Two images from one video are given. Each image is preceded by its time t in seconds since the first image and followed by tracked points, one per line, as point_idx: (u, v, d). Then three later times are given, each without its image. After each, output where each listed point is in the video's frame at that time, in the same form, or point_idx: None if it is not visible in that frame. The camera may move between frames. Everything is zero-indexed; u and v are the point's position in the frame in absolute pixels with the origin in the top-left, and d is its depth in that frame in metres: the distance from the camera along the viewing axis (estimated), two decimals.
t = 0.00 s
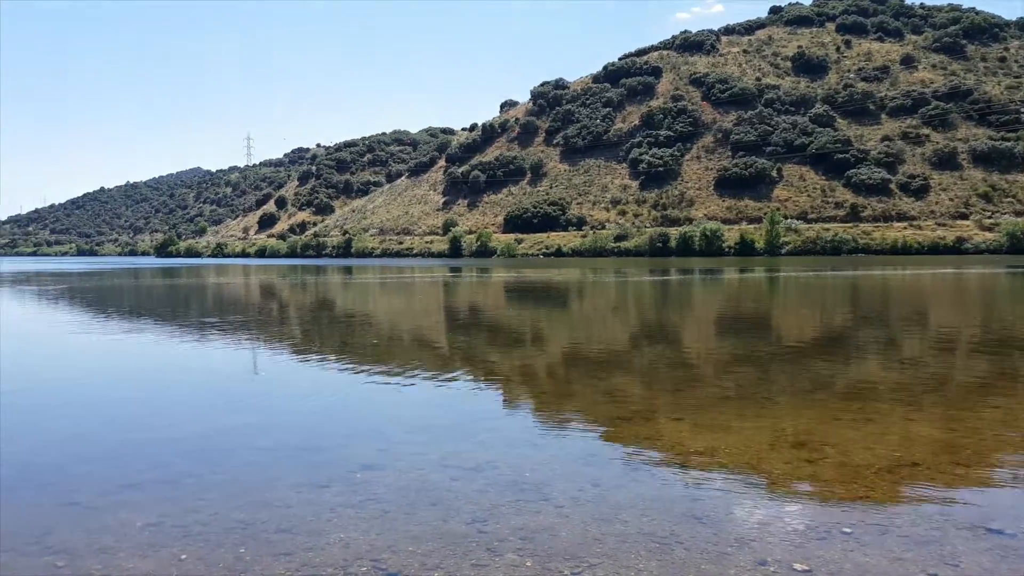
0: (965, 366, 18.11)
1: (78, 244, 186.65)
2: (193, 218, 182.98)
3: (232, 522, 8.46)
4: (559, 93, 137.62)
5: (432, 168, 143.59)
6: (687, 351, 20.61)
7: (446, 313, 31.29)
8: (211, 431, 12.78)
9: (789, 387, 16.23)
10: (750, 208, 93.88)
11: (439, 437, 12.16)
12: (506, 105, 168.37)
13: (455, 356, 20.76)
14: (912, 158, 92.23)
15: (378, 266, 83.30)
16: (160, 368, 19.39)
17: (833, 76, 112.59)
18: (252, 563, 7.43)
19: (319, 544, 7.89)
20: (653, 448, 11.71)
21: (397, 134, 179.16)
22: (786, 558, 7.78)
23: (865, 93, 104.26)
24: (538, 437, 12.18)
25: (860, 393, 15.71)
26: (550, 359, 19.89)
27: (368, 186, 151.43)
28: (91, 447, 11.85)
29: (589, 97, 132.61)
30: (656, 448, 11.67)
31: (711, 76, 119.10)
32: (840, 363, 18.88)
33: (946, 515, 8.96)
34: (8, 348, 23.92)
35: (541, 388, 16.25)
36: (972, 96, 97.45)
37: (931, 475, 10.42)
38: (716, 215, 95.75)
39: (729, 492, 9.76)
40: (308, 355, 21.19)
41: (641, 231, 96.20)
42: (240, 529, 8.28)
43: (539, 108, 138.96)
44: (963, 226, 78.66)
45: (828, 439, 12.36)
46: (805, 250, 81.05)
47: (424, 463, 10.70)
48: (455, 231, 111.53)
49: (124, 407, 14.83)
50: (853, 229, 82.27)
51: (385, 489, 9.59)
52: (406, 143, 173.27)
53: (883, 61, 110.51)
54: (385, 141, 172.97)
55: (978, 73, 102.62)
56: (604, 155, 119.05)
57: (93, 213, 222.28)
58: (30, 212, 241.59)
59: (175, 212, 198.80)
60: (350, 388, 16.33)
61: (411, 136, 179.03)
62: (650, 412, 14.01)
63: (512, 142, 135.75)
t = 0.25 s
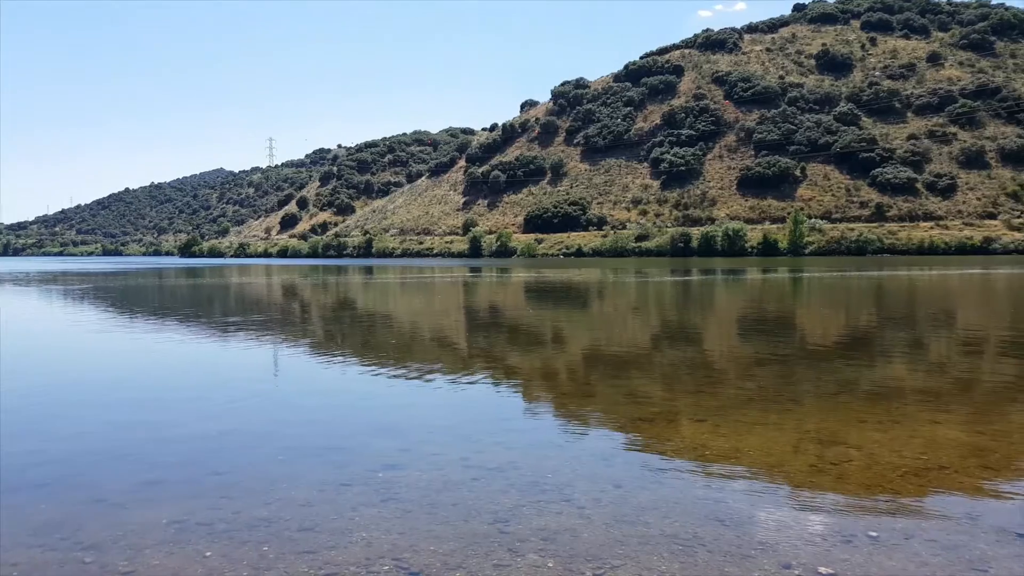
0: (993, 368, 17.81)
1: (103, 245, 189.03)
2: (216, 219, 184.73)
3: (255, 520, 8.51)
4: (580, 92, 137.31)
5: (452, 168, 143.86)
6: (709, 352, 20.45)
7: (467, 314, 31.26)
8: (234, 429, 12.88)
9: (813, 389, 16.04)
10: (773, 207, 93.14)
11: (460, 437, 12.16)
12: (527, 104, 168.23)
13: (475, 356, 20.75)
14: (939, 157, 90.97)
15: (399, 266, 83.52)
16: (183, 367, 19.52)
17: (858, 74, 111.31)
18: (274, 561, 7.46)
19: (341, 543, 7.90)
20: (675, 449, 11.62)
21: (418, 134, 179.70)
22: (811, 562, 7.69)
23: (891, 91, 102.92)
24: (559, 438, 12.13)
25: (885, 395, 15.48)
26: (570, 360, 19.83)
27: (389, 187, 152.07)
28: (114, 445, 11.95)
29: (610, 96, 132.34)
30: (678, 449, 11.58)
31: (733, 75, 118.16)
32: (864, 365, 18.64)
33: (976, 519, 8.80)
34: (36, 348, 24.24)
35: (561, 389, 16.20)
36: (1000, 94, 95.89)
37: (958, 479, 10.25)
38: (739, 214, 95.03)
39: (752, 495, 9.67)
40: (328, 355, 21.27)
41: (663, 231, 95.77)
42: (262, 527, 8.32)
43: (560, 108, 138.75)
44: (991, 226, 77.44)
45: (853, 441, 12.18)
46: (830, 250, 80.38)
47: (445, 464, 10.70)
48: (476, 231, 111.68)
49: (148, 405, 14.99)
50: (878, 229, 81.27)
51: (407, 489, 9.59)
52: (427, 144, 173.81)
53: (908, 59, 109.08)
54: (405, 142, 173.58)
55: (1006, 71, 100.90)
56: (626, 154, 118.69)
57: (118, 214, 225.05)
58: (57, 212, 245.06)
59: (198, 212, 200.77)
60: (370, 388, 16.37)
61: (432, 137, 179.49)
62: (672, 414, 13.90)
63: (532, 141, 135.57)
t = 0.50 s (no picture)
0: None
1: (133, 245, 191.83)
2: (244, 219, 186.73)
3: (283, 518, 8.56)
4: (605, 92, 136.87)
5: (476, 168, 144.09)
6: (735, 354, 20.25)
7: (491, 314, 31.33)
8: (261, 428, 13.00)
9: (842, 391, 15.82)
10: (802, 207, 92.19)
11: (485, 437, 12.16)
12: (552, 104, 167.99)
13: (499, 356, 20.74)
14: (972, 155, 89.43)
15: (423, 266, 83.80)
16: (211, 366, 19.70)
17: (889, 71, 109.66)
18: (301, 559, 7.50)
19: (368, 541, 7.93)
20: (701, 451, 11.52)
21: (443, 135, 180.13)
22: (841, 567, 7.58)
23: (922, 88, 101.23)
24: (584, 439, 12.06)
25: (916, 398, 15.23)
26: (595, 360, 19.75)
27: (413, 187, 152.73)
28: (144, 443, 12.10)
29: (635, 95, 131.86)
30: (705, 452, 11.47)
31: (761, 73, 116.98)
32: (894, 366, 18.34)
33: (1010, 525, 8.62)
34: (69, 346, 24.65)
35: (587, 390, 16.13)
36: None
37: (993, 484, 10.04)
38: (766, 214, 94.14)
39: (780, 498, 9.54)
40: (353, 355, 21.37)
41: (689, 230, 95.15)
42: (290, 525, 8.37)
43: (585, 108, 138.41)
44: None
45: (883, 444, 11.99)
46: (860, 250, 79.25)
47: (471, 463, 10.70)
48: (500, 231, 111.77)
49: (178, 402, 15.18)
50: (909, 229, 79.99)
51: (433, 488, 9.60)
52: (451, 144, 174.27)
53: (940, 56, 107.25)
54: (430, 142, 174.14)
55: None
56: (652, 154, 118.09)
57: (148, 214, 228.22)
58: (89, 213, 249.21)
59: (225, 213, 203.01)
60: (396, 388, 16.43)
61: (457, 137, 179.91)
62: (698, 416, 13.78)
63: (557, 141, 135.28)
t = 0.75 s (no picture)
0: None
1: (159, 245, 194.15)
2: (267, 219, 188.35)
3: (308, 516, 8.60)
4: (628, 91, 136.36)
5: (498, 168, 144.19)
6: (759, 355, 20.08)
7: (513, 313, 31.34)
8: (288, 426, 13.10)
9: (867, 392, 15.63)
10: (828, 206, 91.29)
11: (508, 437, 12.15)
12: (574, 103, 167.64)
13: (521, 356, 20.75)
14: (1003, 154, 88.04)
15: (445, 266, 83.97)
16: (235, 365, 19.83)
17: (917, 69, 108.09)
18: (326, 557, 7.53)
19: (391, 540, 7.95)
20: (726, 453, 11.42)
21: (465, 135, 180.44)
22: (867, 571, 7.48)
23: (951, 86, 99.67)
24: (606, 440, 12.05)
25: (943, 400, 15.01)
26: (617, 361, 19.67)
27: (435, 187, 153.16)
28: (169, 441, 12.22)
29: (659, 94, 131.34)
30: (727, 454, 11.39)
31: (786, 71, 115.79)
32: (921, 368, 18.10)
33: None
34: (98, 345, 24.99)
35: (609, 390, 16.07)
36: None
37: None
38: (792, 214, 93.29)
39: (804, 499, 9.46)
40: (376, 354, 21.44)
41: (713, 230, 94.59)
42: (314, 523, 8.42)
43: (608, 107, 138.03)
44: None
45: (910, 447, 11.82)
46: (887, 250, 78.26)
47: (494, 463, 10.70)
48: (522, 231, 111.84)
49: (207, 401, 15.32)
50: (938, 229, 78.80)
51: (456, 488, 9.61)
52: (474, 144, 174.57)
53: (970, 53, 105.56)
54: (452, 142, 174.57)
55: None
56: (675, 153, 117.47)
57: (174, 215, 231.12)
58: (116, 213, 252.63)
59: (249, 214, 204.90)
60: (417, 387, 16.45)
61: (479, 137, 180.12)
62: (722, 417, 13.68)
63: (579, 141, 134.87)
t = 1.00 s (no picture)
0: None
1: (189, 245, 196.86)
2: (295, 219, 190.15)
3: (337, 514, 8.65)
4: (655, 90, 135.73)
5: (524, 168, 144.24)
6: (789, 356, 19.87)
7: (538, 313, 31.39)
8: (317, 424, 13.21)
9: (899, 394, 15.39)
10: (859, 205, 90.09)
11: (534, 437, 12.13)
12: (601, 103, 167.10)
13: (548, 356, 20.73)
14: None
15: (470, 266, 84.16)
16: (262, 365, 20.00)
17: (950, 65, 106.25)
18: (355, 555, 7.56)
19: (419, 538, 7.97)
20: (754, 454, 11.31)
21: (491, 135, 180.71)
22: None
23: (986, 83, 97.81)
24: (634, 440, 11.98)
25: (978, 403, 14.71)
26: (644, 361, 19.56)
27: (461, 188, 153.56)
28: (198, 439, 12.34)
29: (686, 93, 130.56)
30: (757, 455, 11.27)
31: (816, 69, 114.41)
32: (956, 370, 17.77)
33: None
34: (129, 343, 25.38)
35: (636, 391, 16.00)
36: None
37: None
38: (822, 213, 92.18)
39: (835, 503, 9.33)
40: (401, 354, 21.53)
41: (741, 230, 93.84)
42: (343, 521, 8.46)
43: (635, 106, 137.48)
44: None
45: (944, 450, 11.61)
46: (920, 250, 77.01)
47: (520, 463, 10.68)
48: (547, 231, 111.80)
49: (238, 399, 15.50)
50: (972, 228, 77.35)
51: (484, 487, 9.61)
52: (499, 144, 174.77)
53: (1006, 49, 103.52)
54: (478, 143, 174.94)
55: None
56: (702, 152, 116.62)
57: (204, 216, 234.31)
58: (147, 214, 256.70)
59: (277, 215, 207.01)
60: (443, 387, 16.47)
61: (505, 137, 180.22)
62: (751, 419, 13.54)
63: (605, 140, 134.41)
